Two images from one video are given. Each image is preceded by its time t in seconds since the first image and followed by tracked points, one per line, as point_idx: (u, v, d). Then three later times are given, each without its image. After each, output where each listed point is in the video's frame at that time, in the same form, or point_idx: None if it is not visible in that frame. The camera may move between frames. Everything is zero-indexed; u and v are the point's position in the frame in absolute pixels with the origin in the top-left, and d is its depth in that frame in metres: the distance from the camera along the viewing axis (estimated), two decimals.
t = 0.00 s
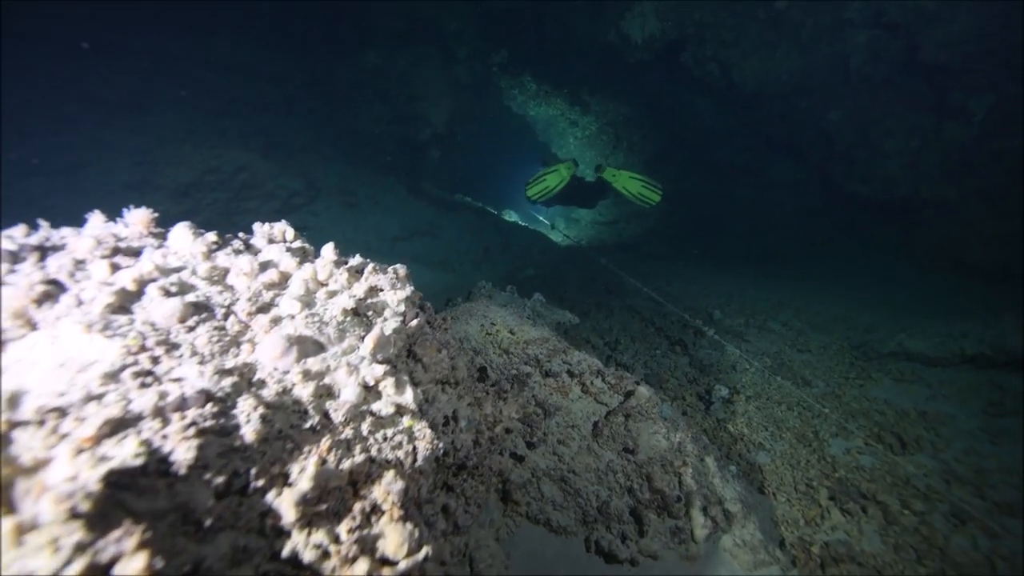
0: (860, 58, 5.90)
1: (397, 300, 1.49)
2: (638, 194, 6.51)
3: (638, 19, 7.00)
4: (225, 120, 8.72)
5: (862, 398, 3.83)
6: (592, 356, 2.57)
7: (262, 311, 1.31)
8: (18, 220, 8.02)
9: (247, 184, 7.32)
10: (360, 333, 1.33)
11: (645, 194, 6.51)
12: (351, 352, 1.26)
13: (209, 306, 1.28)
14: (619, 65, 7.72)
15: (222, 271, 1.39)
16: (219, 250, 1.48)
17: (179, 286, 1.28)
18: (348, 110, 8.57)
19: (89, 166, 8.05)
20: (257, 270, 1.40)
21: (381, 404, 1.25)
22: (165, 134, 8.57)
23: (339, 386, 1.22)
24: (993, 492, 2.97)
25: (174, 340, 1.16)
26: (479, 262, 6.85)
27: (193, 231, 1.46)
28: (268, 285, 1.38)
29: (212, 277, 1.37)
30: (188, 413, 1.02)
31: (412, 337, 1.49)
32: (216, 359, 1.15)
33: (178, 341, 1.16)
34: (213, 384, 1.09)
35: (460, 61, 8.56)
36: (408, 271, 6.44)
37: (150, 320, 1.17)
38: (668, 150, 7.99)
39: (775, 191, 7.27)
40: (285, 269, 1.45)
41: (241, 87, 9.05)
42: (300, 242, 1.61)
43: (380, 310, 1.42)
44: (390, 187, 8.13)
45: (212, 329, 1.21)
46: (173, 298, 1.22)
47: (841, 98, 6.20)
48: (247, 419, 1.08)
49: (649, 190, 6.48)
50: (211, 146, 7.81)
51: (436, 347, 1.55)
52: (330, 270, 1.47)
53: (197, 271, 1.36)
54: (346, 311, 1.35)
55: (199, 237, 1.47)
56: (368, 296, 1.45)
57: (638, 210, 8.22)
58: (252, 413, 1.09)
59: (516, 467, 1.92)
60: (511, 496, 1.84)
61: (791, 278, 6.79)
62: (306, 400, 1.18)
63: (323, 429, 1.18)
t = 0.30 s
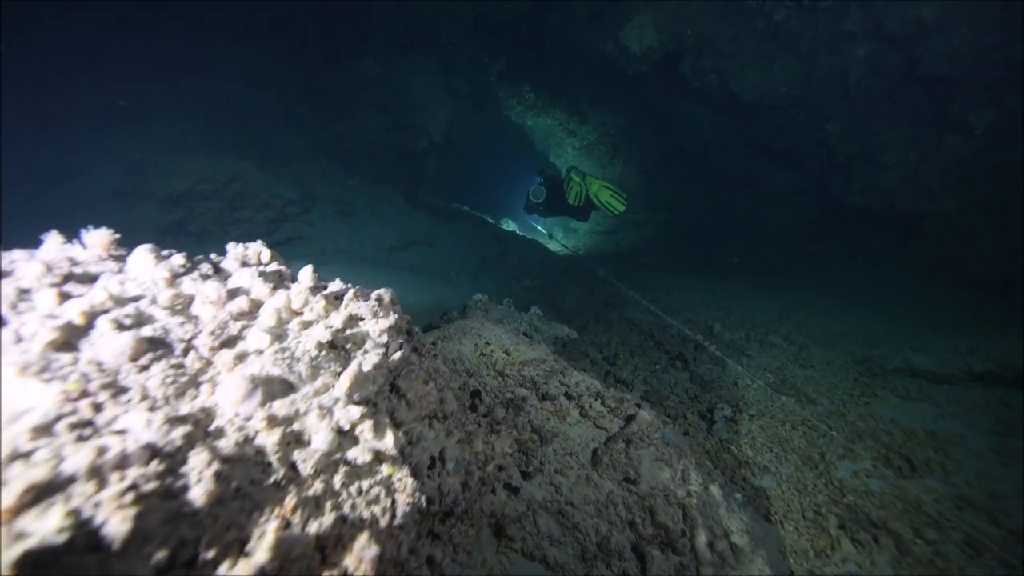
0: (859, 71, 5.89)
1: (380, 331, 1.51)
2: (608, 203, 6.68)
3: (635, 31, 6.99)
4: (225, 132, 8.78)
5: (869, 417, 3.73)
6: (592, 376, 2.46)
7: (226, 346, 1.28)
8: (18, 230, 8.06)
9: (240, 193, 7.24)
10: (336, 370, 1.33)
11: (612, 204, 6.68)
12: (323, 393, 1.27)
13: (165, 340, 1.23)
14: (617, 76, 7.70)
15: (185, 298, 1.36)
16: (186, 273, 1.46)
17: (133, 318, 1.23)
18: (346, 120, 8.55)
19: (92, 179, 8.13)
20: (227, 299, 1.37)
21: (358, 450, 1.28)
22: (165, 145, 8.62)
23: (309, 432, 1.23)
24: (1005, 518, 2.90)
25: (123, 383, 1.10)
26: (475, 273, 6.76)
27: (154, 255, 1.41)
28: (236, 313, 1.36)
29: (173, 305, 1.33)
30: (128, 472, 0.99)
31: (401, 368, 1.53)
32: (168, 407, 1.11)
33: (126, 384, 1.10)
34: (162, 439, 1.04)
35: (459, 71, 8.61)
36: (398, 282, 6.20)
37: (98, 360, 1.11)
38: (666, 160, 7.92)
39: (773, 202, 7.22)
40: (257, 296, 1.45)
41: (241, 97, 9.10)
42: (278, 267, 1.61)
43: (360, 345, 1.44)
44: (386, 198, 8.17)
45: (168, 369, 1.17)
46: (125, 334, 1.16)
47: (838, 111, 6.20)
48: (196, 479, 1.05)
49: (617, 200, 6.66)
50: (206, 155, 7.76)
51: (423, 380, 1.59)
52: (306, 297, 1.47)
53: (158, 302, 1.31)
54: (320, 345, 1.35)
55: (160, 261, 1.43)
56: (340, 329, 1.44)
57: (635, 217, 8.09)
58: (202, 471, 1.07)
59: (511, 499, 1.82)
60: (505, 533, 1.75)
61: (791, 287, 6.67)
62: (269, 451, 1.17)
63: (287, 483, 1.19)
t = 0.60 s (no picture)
0: (857, 77, 5.87)
1: (361, 363, 1.56)
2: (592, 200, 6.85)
3: (632, 38, 6.98)
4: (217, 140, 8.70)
5: (875, 430, 3.65)
6: (592, 395, 2.36)
7: (187, 386, 1.36)
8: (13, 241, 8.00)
9: (233, 203, 7.10)
10: (311, 411, 1.38)
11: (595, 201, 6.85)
12: (292, 442, 1.32)
13: (119, 382, 1.31)
14: (614, 84, 7.69)
15: (147, 330, 1.44)
16: (149, 298, 1.54)
17: (85, 355, 1.31)
18: (343, 129, 8.59)
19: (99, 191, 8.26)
20: (192, 333, 1.46)
21: (334, 500, 1.33)
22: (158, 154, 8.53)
23: (281, 484, 1.27)
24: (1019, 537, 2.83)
25: (68, 430, 1.17)
26: (474, 280, 6.74)
27: (114, 282, 1.47)
28: (204, 344, 1.45)
29: (133, 338, 1.40)
30: (67, 543, 1.04)
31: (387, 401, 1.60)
32: (117, 458, 1.17)
33: (72, 432, 1.17)
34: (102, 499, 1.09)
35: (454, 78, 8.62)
36: (394, 289, 6.03)
37: (43, 404, 1.17)
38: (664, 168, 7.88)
39: (772, 209, 7.14)
40: (227, 327, 1.53)
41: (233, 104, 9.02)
42: (250, 292, 1.70)
43: (344, 378, 1.50)
44: (383, 207, 8.11)
45: (120, 414, 1.24)
46: (74, 376, 1.22)
47: (836, 116, 6.16)
48: (145, 547, 1.09)
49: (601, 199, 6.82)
50: (198, 164, 7.64)
51: (410, 414, 1.66)
52: (280, 328, 1.53)
53: (115, 337, 1.38)
54: (293, 381, 1.40)
55: (121, 288, 1.49)
56: (317, 363, 1.49)
57: (632, 224, 8.02)
58: (153, 542, 1.11)
59: (507, 530, 1.75)
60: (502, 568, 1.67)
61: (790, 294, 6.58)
62: (233, 506, 1.22)
63: (252, 545, 1.24)
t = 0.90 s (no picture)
0: (857, 85, 5.82)
1: (338, 406, 1.57)
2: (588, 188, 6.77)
3: (630, 47, 6.94)
4: (211, 147, 8.60)
5: (884, 447, 3.54)
6: (592, 417, 2.26)
7: (138, 438, 1.30)
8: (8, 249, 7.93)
9: (228, 213, 7.03)
10: (279, 463, 1.37)
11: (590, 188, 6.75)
12: (251, 505, 1.28)
13: (60, 436, 1.23)
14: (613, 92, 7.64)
15: (100, 370, 1.36)
16: (108, 332, 1.47)
17: (25, 405, 1.22)
18: (341, 138, 8.55)
19: (95, 200, 8.20)
20: (149, 374, 1.40)
21: (302, 569, 1.26)
22: (154, 163, 8.47)
23: (241, 554, 1.22)
24: None
25: None
26: (471, 290, 6.65)
27: (63, 319, 1.37)
28: (162, 387, 1.39)
29: (83, 380, 1.32)
30: None
31: (369, 445, 1.61)
32: (50, 530, 1.10)
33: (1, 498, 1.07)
34: None
35: (452, 85, 8.56)
36: (391, 299, 5.95)
37: None
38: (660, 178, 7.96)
39: (771, 218, 6.95)
40: (189, 366, 1.48)
41: (229, 111, 8.90)
42: (217, 324, 1.67)
43: (321, 423, 1.52)
44: (379, 215, 8.03)
45: (59, 474, 1.17)
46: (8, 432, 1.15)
47: (836, 124, 6.07)
48: None
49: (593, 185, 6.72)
50: (193, 173, 7.57)
51: (394, 457, 1.67)
52: (248, 368, 1.50)
53: (59, 380, 1.29)
54: (259, 432, 1.38)
55: (71, 324, 1.39)
56: (287, 409, 1.48)
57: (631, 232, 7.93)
58: None
59: (503, 568, 1.62)
60: None
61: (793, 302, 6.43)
62: None
63: None
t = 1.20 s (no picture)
0: (857, 101, 5.74)
1: (310, 453, 1.50)
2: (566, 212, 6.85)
3: (630, 59, 6.93)
4: (209, 155, 8.56)
5: (889, 470, 3.45)
6: (591, 442, 2.17)
7: (80, 494, 1.20)
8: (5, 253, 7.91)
9: (222, 222, 6.99)
10: (239, 521, 1.30)
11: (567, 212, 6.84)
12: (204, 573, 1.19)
13: None
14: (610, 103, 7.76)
15: (46, 412, 1.27)
16: (60, 367, 1.37)
17: None
18: (339, 148, 8.56)
19: (90, 206, 8.14)
20: (100, 418, 1.32)
21: None
22: (153, 169, 8.46)
23: None
24: None
25: None
26: (469, 301, 6.61)
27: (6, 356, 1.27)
28: (114, 432, 1.31)
29: (26, 425, 1.23)
30: None
31: (345, 494, 1.51)
32: None
33: None
34: None
35: (453, 95, 8.58)
36: (387, 308, 5.91)
37: None
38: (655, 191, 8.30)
39: (770, 231, 6.95)
40: (145, 408, 1.40)
41: (229, 120, 8.88)
42: (185, 356, 1.58)
43: (291, 472, 1.44)
44: (377, 225, 8.01)
45: None
46: None
47: (836, 139, 6.02)
48: None
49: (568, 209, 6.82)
50: (189, 180, 7.54)
51: (374, 505, 1.56)
52: (209, 412, 1.44)
53: None
54: (217, 487, 1.31)
55: (16, 361, 1.30)
56: (252, 458, 1.41)
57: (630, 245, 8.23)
58: None
59: None
60: None
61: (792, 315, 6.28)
62: None
63: None
